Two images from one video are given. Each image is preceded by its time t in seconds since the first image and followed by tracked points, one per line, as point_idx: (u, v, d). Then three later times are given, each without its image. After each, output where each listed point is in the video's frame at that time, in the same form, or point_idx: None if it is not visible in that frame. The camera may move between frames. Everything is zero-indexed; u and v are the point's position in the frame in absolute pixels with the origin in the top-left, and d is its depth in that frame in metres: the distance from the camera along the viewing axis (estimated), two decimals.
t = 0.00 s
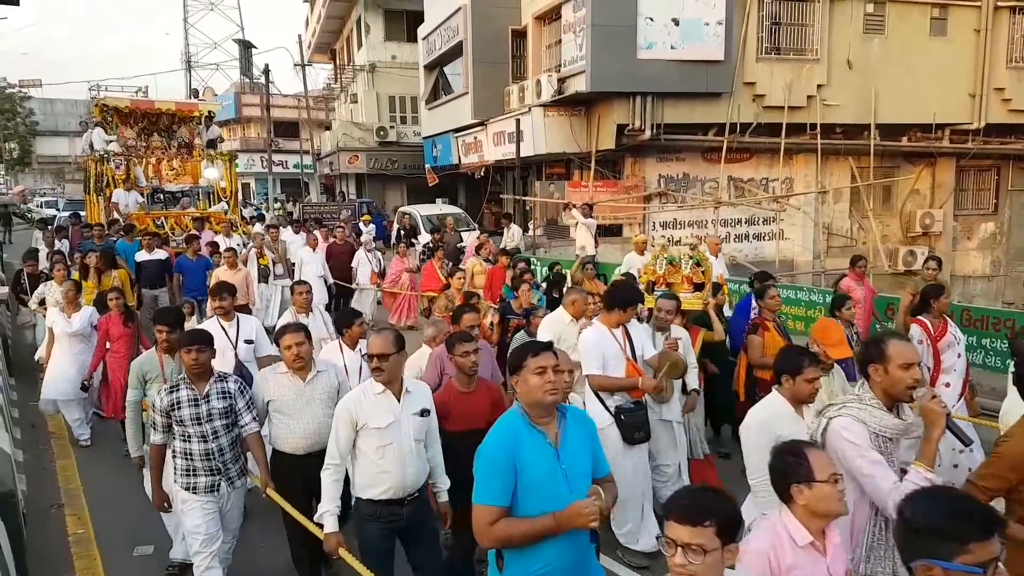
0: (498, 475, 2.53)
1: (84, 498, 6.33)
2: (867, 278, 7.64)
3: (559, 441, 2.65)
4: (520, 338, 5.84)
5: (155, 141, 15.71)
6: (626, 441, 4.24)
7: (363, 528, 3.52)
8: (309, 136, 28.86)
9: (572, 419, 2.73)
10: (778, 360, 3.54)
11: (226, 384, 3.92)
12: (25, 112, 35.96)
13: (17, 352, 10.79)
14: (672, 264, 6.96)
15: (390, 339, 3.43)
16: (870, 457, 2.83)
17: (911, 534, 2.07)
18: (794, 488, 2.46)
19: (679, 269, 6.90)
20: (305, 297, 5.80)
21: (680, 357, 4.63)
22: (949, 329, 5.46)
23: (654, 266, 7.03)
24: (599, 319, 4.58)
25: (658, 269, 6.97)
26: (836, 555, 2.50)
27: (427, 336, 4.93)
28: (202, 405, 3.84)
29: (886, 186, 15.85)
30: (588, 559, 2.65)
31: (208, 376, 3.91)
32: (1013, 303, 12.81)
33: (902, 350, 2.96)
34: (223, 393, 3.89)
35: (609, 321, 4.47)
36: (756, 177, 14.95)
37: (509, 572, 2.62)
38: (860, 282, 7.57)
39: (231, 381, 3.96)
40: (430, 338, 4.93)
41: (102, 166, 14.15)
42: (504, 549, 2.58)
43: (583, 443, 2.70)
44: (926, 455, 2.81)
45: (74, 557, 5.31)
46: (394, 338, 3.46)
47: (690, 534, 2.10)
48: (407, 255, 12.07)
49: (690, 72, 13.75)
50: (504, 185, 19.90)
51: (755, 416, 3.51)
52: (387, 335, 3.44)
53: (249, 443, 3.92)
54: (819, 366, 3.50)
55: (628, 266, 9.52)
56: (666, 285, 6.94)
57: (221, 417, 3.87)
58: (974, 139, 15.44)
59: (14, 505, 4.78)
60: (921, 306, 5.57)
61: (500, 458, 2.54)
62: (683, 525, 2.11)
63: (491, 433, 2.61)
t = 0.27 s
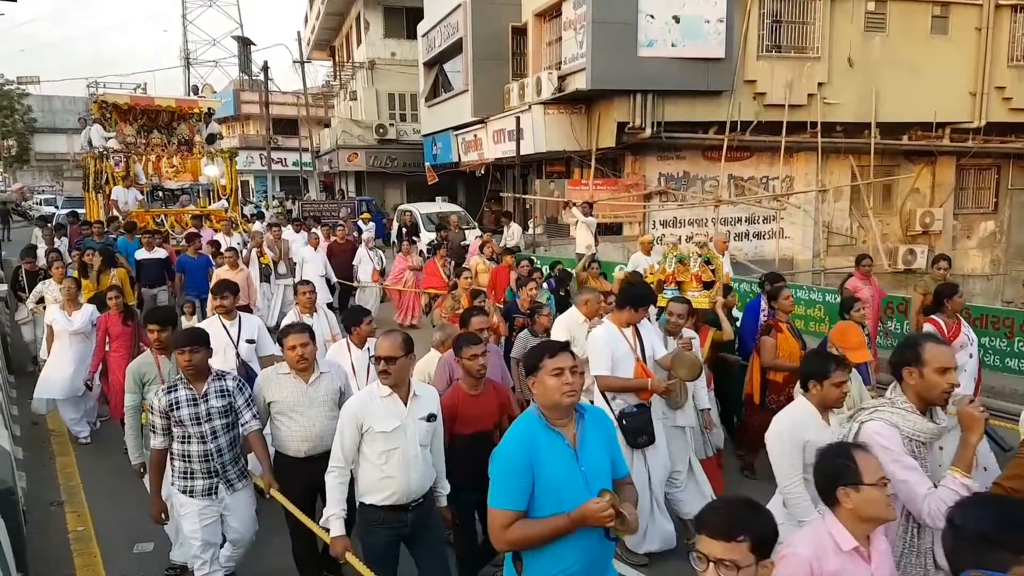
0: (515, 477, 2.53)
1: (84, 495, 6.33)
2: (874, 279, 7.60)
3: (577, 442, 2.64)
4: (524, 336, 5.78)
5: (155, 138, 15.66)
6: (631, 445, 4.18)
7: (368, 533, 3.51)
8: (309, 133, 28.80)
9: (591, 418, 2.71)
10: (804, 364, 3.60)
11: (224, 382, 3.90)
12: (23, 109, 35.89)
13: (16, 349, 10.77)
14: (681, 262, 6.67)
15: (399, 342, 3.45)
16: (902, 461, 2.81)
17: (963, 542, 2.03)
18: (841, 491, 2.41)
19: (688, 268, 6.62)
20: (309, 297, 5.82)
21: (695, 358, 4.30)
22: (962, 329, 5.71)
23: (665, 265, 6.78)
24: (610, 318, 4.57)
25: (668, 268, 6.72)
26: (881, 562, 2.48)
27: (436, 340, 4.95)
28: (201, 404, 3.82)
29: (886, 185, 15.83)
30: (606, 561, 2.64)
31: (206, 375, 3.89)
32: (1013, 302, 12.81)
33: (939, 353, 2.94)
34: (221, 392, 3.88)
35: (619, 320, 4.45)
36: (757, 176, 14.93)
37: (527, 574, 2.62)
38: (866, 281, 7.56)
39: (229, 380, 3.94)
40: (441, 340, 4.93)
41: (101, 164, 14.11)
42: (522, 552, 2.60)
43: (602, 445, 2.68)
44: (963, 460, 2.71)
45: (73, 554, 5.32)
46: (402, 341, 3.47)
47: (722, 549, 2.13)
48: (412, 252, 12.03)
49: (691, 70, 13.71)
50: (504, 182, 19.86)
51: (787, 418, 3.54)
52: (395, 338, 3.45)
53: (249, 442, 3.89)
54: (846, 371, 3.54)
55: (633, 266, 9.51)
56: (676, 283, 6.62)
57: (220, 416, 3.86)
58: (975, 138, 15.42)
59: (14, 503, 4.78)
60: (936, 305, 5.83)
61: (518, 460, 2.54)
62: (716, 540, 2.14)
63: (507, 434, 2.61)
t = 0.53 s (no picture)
0: (531, 486, 2.47)
1: (83, 491, 6.33)
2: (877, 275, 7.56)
3: (595, 449, 2.59)
4: (528, 336, 5.74)
5: (154, 133, 15.62)
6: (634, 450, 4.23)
7: (374, 542, 3.49)
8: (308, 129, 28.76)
9: (608, 424, 2.66)
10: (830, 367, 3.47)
11: (225, 382, 3.87)
12: (22, 104, 35.77)
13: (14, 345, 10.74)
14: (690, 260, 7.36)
15: (409, 345, 3.42)
16: (942, 461, 2.79)
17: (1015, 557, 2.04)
18: (882, 495, 2.40)
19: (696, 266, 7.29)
20: (311, 297, 5.79)
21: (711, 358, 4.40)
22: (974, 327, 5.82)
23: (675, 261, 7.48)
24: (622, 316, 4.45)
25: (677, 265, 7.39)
26: (921, 568, 2.45)
27: (444, 340, 4.92)
28: (201, 404, 3.78)
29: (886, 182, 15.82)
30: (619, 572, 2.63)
31: (207, 374, 3.86)
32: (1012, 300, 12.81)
33: (980, 351, 2.91)
34: (222, 392, 3.85)
35: (632, 318, 4.32)
36: (756, 173, 14.94)
37: None
38: (871, 279, 7.56)
39: (230, 380, 3.92)
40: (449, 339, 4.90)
41: (100, 159, 14.08)
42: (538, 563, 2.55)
43: (620, 449, 2.63)
44: (1004, 461, 2.67)
45: (73, 550, 5.32)
46: (413, 344, 3.44)
47: (758, 569, 2.10)
48: (414, 250, 12.00)
49: (691, 67, 13.69)
50: (504, 179, 19.84)
51: (814, 426, 3.35)
52: (406, 342, 3.43)
53: (248, 443, 3.88)
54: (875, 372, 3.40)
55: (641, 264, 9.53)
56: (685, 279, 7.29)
57: (221, 416, 3.82)
58: (974, 136, 15.41)
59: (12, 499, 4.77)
60: (948, 304, 5.92)
61: (533, 469, 2.47)
62: (753, 560, 2.10)
63: (522, 441, 2.54)
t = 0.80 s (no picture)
0: (547, 497, 2.37)
1: (82, 487, 6.33)
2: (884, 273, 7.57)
3: (614, 461, 2.48)
4: (534, 334, 5.70)
5: (155, 129, 15.62)
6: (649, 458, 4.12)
7: (385, 547, 3.39)
8: (309, 126, 28.76)
9: (627, 434, 2.55)
10: (864, 366, 3.42)
11: (229, 385, 3.74)
12: (22, 100, 35.75)
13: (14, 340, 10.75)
14: (700, 257, 6.85)
15: (423, 347, 3.35)
16: (979, 469, 2.76)
17: None
18: (924, 511, 2.31)
19: (707, 263, 6.77)
20: (313, 296, 5.73)
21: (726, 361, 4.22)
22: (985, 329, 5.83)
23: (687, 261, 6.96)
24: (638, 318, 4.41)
25: (690, 264, 6.88)
26: None
27: (453, 338, 4.92)
28: (202, 406, 3.67)
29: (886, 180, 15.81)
30: None
31: (210, 376, 3.73)
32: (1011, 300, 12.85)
33: (1018, 357, 2.86)
34: (224, 395, 3.72)
35: (650, 319, 4.27)
36: (756, 171, 14.93)
37: None
38: (878, 276, 7.56)
39: (234, 382, 3.79)
40: (458, 338, 4.89)
41: (101, 155, 14.08)
42: None
43: (640, 462, 2.52)
44: None
45: (72, 545, 5.32)
46: (426, 346, 3.38)
47: None
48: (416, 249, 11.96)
49: (691, 64, 13.68)
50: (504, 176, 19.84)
51: (846, 421, 3.31)
52: (419, 343, 3.36)
53: (251, 446, 3.74)
54: (905, 369, 3.39)
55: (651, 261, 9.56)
56: (695, 279, 6.79)
57: (222, 419, 3.70)
58: (975, 134, 15.38)
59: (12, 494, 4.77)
60: (962, 306, 5.92)
61: (552, 474, 2.38)
62: None
63: (539, 449, 2.46)
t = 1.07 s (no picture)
0: (568, 510, 2.36)
1: (82, 483, 6.34)
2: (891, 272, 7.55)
3: (634, 472, 2.47)
4: (539, 334, 5.71)
5: (155, 125, 15.60)
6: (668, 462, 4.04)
7: (400, 551, 3.37)
8: (308, 123, 28.75)
9: (646, 443, 2.55)
10: (888, 367, 3.39)
11: (234, 392, 3.69)
12: (22, 95, 35.71)
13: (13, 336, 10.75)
14: (712, 255, 6.95)
15: (437, 346, 3.33)
16: (1011, 475, 2.85)
17: None
18: (967, 532, 2.22)
19: (718, 261, 6.88)
20: (314, 293, 5.75)
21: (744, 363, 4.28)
22: (1001, 332, 5.68)
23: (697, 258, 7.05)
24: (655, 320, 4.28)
25: (700, 262, 7.00)
26: None
27: (466, 335, 4.88)
28: (207, 412, 3.63)
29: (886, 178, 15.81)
30: None
31: (216, 382, 3.69)
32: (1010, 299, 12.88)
33: None
34: (230, 401, 3.67)
35: (669, 321, 4.14)
36: (757, 168, 14.92)
37: None
38: (884, 275, 7.54)
39: (241, 388, 3.74)
40: (470, 337, 4.88)
41: (101, 152, 14.04)
42: None
43: (660, 471, 2.52)
44: None
45: (71, 542, 5.33)
46: (440, 344, 3.36)
47: None
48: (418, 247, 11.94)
49: (691, 62, 13.67)
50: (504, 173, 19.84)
51: (869, 421, 3.34)
52: (433, 342, 3.34)
53: (257, 452, 3.71)
54: (933, 368, 3.35)
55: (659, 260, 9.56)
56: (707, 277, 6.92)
57: (226, 427, 3.66)
58: (975, 132, 15.38)
59: (12, 489, 4.78)
60: (976, 306, 5.86)
61: (570, 490, 2.36)
62: None
63: (558, 458, 2.45)
